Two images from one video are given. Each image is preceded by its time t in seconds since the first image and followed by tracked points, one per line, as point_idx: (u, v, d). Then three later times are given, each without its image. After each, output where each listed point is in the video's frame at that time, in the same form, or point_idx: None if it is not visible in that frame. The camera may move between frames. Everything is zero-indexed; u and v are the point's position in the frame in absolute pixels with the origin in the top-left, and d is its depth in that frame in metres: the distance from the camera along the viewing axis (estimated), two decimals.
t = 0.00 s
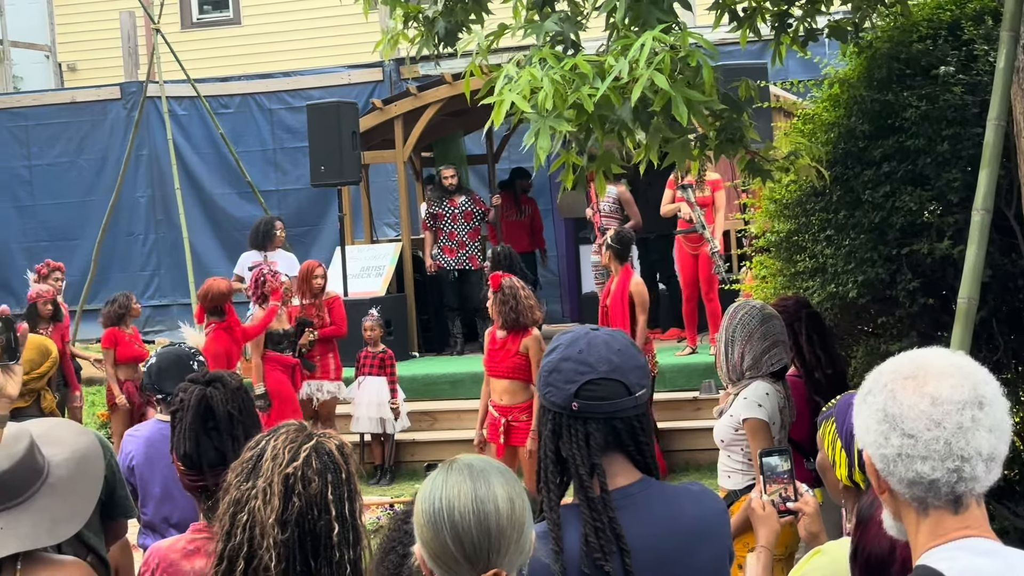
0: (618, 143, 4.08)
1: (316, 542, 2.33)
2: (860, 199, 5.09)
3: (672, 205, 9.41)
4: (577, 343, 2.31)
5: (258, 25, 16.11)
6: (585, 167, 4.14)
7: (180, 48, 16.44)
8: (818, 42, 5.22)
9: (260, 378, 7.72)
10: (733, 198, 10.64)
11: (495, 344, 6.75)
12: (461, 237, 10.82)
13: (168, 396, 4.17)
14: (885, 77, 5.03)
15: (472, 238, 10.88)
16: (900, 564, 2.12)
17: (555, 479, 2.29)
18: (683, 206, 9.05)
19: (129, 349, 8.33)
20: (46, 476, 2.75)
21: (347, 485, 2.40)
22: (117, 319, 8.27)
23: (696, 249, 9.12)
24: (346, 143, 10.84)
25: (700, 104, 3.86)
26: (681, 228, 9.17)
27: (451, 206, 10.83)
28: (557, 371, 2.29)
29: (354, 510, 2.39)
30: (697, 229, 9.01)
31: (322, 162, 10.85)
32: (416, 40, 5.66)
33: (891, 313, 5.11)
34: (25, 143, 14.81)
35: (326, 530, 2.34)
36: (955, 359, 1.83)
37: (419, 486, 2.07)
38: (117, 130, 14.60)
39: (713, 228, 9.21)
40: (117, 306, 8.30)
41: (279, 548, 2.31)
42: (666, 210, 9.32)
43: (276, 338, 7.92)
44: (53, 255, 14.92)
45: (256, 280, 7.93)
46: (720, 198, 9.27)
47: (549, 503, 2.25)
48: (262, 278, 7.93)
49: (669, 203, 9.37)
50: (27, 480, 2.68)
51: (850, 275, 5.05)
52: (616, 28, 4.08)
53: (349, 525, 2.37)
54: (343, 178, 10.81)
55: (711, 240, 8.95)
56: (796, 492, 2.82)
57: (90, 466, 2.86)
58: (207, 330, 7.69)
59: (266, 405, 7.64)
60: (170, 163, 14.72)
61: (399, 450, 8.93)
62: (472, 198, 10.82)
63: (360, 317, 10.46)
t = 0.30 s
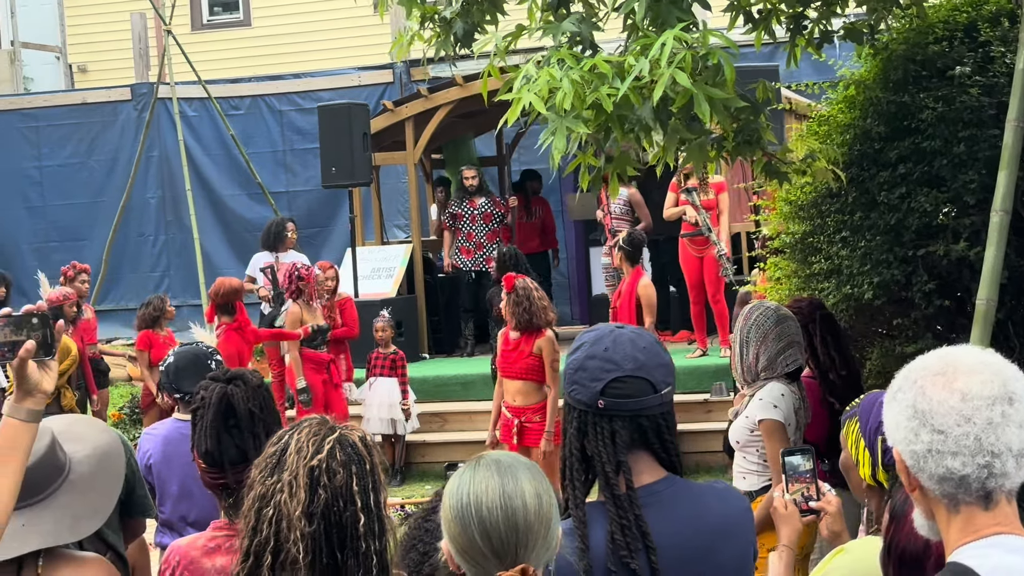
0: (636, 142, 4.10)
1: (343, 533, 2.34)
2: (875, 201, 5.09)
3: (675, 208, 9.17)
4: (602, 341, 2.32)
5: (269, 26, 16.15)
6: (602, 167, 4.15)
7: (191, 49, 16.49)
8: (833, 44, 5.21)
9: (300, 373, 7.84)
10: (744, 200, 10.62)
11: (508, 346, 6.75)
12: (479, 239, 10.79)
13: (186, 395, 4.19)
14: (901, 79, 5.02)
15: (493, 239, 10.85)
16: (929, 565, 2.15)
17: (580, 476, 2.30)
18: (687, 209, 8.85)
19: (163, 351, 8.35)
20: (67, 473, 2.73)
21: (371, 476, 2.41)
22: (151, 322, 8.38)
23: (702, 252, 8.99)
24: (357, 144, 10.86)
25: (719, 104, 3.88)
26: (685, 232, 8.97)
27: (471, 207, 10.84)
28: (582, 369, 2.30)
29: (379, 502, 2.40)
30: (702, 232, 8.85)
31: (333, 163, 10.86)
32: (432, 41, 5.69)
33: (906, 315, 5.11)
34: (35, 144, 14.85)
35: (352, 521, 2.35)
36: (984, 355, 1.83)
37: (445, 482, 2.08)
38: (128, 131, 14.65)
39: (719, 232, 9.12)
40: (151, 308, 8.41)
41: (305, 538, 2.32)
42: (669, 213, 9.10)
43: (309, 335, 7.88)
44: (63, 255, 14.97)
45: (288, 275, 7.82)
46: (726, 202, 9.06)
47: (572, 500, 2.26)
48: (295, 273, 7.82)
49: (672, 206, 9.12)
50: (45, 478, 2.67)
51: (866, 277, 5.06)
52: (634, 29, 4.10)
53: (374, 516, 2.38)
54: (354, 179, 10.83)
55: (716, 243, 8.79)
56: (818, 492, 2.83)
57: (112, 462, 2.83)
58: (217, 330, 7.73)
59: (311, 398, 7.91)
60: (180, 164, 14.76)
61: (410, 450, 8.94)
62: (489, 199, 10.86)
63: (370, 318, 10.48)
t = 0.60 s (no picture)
0: (655, 146, 4.11)
1: (372, 528, 2.35)
2: (893, 206, 5.09)
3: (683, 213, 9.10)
4: (632, 343, 2.32)
5: (280, 31, 16.21)
6: (621, 171, 4.16)
7: (202, 54, 16.55)
8: (850, 49, 5.21)
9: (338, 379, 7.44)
10: (756, 204, 10.62)
11: (524, 350, 6.75)
12: (494, 243, 10.80)
13: (209, 396, 4.21)
14: (919, 83, 5.02)
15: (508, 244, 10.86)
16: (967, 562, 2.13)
17: (609, 479, 2.30)
18: (698, 215, 8.85)
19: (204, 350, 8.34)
20: (95, 473, 2.72)
21: (400, 472, 2.41)
22: (192, 321, 8.38)
23: (712, 258, 8.98)
24: (369, 148, 10.87)
25: (741, 110, 3.89)
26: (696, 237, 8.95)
27: (489, 211, 10.80)
28: (612, 371, 2.30)
29: (408, 498, 2.40)
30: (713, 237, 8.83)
31: (345, 167, 10.88)
32: (448, 45, 5.70)
33: (924, 320, 5.10)
34: (47, 147, 14.89)
35: (382, 517, 2.35)
36: (1021, 358, 1.84)
37: (478, 483, 2.08)
38: (139, 135, 14.70)
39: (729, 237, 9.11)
40: (192, 307, 8.44)
41: (336, 533, 2.33)
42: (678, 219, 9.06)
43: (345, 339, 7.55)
44: (74, 259, 15.01)
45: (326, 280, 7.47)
46: (735, 207, 9.08)
47: (603, 500, 2.27)
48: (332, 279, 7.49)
49: (680, 212, 9.09)
50: (75, 477, 2.66)
51: (884, 281, 5.06)
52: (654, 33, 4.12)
53: (404, 512, 2.38)
54: (366, 183, 10.84)
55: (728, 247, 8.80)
56: (845, 495, 2.86)
57: (140, 463, 2.82)
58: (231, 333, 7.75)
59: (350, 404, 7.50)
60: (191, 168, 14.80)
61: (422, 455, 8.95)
62: (509, 204, 10.79)
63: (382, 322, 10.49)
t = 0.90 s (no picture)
0: (679, 155, 4.12)
1: (407, 527, 2.34)
2: (916, 215, 5.09)
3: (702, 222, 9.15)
4: (672, 348, 2.33)
5: (292, 40, 16.27)
6: (645, 180, 4.16)
7: (215, 62, 16.60)
8: (872, 58, 5.22)
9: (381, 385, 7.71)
10: (771, 213, 10.62)
11: (542, 358, 6.76)
12: (510, 252, 10.81)
13: (236, 401, 4.24)
14: (942, 92, 5.03)
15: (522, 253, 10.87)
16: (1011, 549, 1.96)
17: (649, 484, 2.30)
18: (716, 223, 8.87)
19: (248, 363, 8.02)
20: (132, 478, 2.76)
21: (433, 472, 2.41)
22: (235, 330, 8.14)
23: (730, 265, 8.98)
24: (383, 157, 10.89)
25: (766, 120, 3.89)
26: (714, 244, 8.98)
27: (506, 220, 10.83)
28: (652, 377, 2.30)
29: (442, 497, 2.39)
30: (731, 245, 8.85)
31: (359, 176, 10.89)
32: (469, 52, 5.71)
33: (947, 329, 5.09)
34: (60, 156, 14.92)
35: (417, 516, 2.34)
36: None
37: (520, 487, 2.08)
38: (153, 144, 14.75)
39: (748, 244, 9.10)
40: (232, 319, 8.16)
41: (372, 533, 2.32)
42: (696, 228, 9.07)
43: (393, 344, 7.75)
44: (87, 267, 15.05)
45: (372, 286, 7.64)
46: (753, 215, 9.07)
47: (642, 508, 2.27)
48: (378, 284, 7.64)
49: (699, 219, 9.10)
50: (112, 482, 2.71)
51: (906, 290, 5.06)
52: (679, 42, 4.14)
53: (439, 511, 2.38)
54: (381, 192, 10.85)
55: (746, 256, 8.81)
56: (877, 502, 2.85)
57: (176, 468, 2.85)
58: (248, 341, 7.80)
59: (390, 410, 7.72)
60: (204, 176, 14.84)
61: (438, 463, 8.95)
62: (525, 214, 10.85)
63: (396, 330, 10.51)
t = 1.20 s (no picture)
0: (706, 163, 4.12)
1: (442, 527, 2.34)
2: (939, 223, 5.10)
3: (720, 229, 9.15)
4: (713, 353, 2.34)
5: (305, 49, 16.33)
6: (671, 188, 4.16)
7: (229, 71, 16.67)
8: (895, 66, 5.22)
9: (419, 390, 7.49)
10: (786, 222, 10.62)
11: (561, 366, 6.76)
12: (521, 261, 10.81)
13: (260, 406, 4.28)
14: (965, 101, 5.05)
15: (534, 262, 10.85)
16: None
17: (691, 488, 2.31)
18: (734, 231, 8.89)
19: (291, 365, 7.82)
20: (168, 483, 2.77)
21: (467, 472, 2.40)
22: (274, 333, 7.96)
23: (747, 274, 8.98)
24: (398, 166, 10.90)
25: (791, 126, 3.89)
26: (731, 253, 8.98)
27: (515, 229, 10.77)
28: (693, 381, 2.32)
29: (475, 497, 2.39)
30: (749, 253, 8.85)
31: (374, 184, 10.90)
32: (492, 61, 5.72)
33: (970, 337, 5.09)
34: (74, 164, 14.96)
35: (451, 516, 2.34)
36: None
37: (566, 489, 2.08)
38: (167, 152, 14.80)
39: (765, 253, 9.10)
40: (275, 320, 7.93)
41: (407, 532, 2.31)
42: (715, 236, 9.08)
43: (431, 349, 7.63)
44: (101, 274, 15.10)
45: (410, 291, 7.58)
46: (771, 223, 9.07)
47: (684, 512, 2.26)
48: (417, 288, 7.57)
49: (717, 228, 9.10)
50: (150, 487, 2.73)
51: (929, 298, 5.06)
52: (706, 49, 4.16)
53: (473, 512, 2.37)
54: (396, 201, 10.86)
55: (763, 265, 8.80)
56: (911, 508, 2.84)
57: (211, 472, 2.85)
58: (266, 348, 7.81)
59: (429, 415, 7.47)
60: (218, 185, 14.89)
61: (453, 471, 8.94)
62: (537, 222, 10.78)
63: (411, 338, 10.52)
